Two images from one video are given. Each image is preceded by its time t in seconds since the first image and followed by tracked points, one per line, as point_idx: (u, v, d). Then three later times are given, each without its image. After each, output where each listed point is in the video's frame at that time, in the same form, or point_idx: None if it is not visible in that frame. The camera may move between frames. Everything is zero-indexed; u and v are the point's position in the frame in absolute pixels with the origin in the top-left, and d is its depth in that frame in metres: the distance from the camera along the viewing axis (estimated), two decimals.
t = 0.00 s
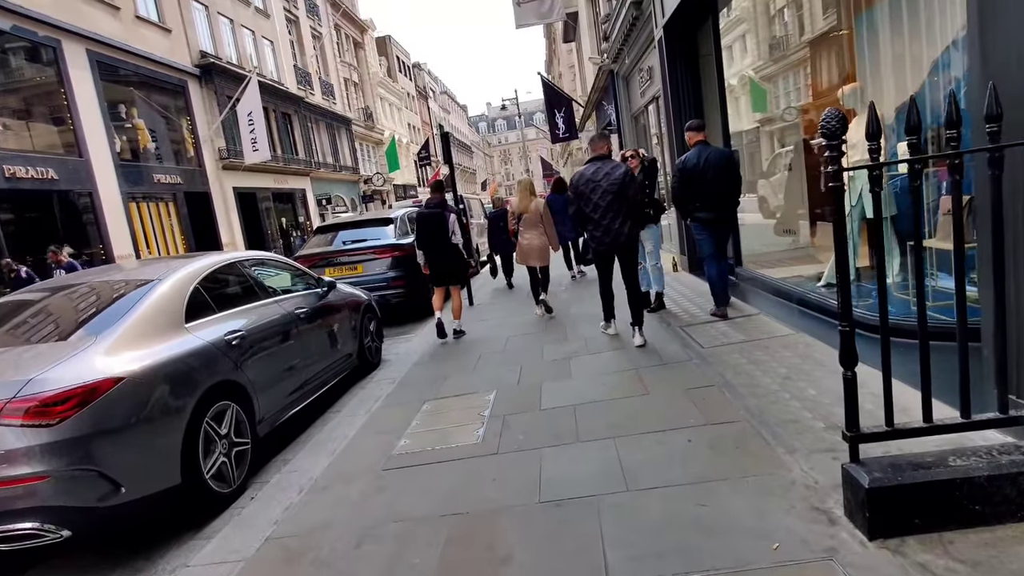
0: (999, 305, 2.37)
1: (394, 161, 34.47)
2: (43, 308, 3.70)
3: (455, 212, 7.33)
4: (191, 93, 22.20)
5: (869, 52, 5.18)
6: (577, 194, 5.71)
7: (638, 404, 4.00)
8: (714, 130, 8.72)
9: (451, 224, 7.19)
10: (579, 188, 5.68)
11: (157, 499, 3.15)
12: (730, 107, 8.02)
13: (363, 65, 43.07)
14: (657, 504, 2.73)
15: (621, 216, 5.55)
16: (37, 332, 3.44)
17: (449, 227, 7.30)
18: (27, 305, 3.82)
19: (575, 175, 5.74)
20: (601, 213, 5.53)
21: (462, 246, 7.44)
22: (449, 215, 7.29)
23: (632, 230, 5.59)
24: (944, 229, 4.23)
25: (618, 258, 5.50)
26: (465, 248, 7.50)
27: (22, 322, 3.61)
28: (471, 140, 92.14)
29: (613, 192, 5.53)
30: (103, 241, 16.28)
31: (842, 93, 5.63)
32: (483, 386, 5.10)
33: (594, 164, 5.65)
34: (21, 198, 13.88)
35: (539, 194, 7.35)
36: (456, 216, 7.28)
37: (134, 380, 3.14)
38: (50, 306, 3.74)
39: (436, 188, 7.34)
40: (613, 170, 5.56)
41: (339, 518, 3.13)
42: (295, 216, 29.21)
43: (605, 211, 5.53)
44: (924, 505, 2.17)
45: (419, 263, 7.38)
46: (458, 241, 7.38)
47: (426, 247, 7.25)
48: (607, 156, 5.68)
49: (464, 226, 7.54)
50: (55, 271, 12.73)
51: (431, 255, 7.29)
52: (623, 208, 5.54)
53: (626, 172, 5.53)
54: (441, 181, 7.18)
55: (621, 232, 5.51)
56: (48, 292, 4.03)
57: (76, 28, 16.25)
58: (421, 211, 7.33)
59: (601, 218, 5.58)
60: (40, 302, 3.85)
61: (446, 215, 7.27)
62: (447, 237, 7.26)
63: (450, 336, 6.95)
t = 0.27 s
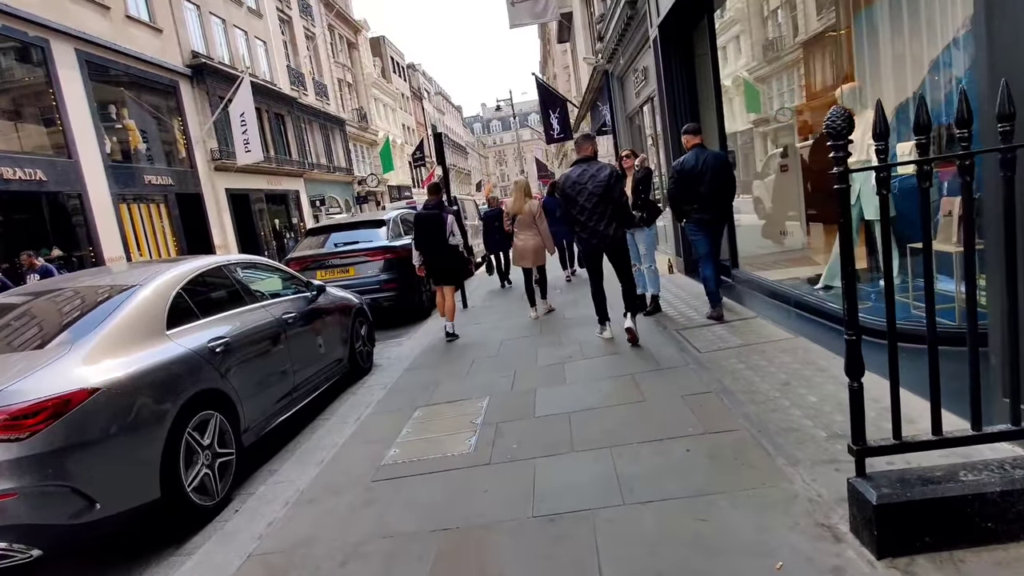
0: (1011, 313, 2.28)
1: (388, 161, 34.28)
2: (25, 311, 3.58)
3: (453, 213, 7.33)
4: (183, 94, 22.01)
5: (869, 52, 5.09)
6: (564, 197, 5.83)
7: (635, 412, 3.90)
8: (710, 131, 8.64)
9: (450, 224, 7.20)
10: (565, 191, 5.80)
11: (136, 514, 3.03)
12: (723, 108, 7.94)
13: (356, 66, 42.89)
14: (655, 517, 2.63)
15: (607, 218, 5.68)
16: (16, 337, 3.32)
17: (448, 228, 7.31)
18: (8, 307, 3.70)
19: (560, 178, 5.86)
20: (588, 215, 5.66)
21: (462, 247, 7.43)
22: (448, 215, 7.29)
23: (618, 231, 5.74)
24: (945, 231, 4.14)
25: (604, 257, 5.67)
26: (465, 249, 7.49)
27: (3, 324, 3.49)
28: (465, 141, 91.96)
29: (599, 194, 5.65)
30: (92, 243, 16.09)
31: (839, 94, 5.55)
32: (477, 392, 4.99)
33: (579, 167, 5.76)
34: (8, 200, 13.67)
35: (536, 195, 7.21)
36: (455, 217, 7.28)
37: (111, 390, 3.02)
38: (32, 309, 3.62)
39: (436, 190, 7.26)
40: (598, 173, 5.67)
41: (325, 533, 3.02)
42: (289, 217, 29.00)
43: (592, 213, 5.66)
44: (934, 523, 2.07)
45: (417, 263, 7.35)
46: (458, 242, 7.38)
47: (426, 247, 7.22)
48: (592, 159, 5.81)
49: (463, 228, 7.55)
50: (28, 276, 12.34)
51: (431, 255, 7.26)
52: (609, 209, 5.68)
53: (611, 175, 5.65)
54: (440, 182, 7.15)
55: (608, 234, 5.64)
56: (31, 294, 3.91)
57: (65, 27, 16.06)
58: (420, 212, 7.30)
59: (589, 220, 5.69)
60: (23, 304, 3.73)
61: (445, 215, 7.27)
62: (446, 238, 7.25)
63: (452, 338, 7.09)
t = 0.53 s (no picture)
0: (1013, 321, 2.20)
1: (376, 164, 34.06)
2: None
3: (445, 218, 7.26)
4: (167, 96, 21.74)
5: (859, 53, 5.05)
6: (548, 200, 5.74)
7: (625, 421, 3.81)
8: (699, 134, 8.60)
9: (441, 230, 7.14)
10: (549, 194, 5.71)
11: (107, 535, 2.90)
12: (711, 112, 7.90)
13: (344, 68, 42.66)
14: (648, 533, 2.55)
15: (593, 220, 5.63)
16: None
17: (439, 233, 7.25)
18: None
19: (544, 181, 5.76)
20: (573, 218, 5.59)
21: (455, 251, 7.38)
22: (440, 221, 7.22)
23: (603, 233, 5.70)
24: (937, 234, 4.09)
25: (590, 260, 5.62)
26: (457, 253, 7.45)
27: None
28: (454, 143, 91.80)
29: (584, 197, 5.59)
30: (74, 248, 15.81)
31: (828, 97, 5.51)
32: (464, 400, 4.88)
33: (563, 169, 5.69)
34: None
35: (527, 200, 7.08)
36: (447, 223, 7.21)
37: (80, 406, 2.88)
38: (7, 318, 3.49)
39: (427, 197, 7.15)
40: (583, 175, 5.60)
41: (305, 552, 2.90)
42: (275, 220, 28.73)
43: (577, 215, 5.60)
44: (936, 541, 1.99)
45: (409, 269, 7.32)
46: (450, 247, 7.32)
47: (419, 253, 7.16)
48: (575, 161, 5.75)
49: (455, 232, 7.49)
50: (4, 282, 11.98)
51: (424, 262, 7.21)
52: (594, 212, 5.62)
53: (596, 177, 5.59)
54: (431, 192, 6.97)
55: (593, 236, 5.59)
56: (5, 303, 3.76)
57: (45, 29, 15.79)
58: (412, 219, 7.22)
59: (574, 222, 5.62)
60: None
61: (436, 221, 7.20)
62: (438, 244, 7.19)
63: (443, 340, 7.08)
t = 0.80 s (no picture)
0: None
1: (376, 162, 33.95)
2: None
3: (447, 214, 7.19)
4: (165, 94, 21.64)
5: (864, 50, 4.96)
6: (548, 199, 5.65)
7: (627, 424, 3.73)
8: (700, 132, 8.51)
9: (444, 227, 7.07)
10: (549, 192, 5.61)
11: (93, 541, 2.83)
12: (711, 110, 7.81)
13: (343, 66, 42.52)
14: (650, 543, 2.47)
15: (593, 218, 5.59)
16: None
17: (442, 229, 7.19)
18: None
19: (542, 180, 5.65)
20: (574, 216, 5.53)
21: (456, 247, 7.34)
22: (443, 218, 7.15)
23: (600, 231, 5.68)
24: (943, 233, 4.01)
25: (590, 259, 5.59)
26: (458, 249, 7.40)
27: None
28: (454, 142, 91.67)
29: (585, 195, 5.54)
30: (71, 247, 15.73)
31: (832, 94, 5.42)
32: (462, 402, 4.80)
33: (562, 168, 5.61)
34: None
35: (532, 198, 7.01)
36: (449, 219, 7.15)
37: (65, 410, 2.80)
38: None
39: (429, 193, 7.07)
40: (582, 174, 5.54)
41: (297, 560, 2.82)
42: (275, 218, 28.65)
43: (578, 214, 5.54)
44: (951, 554, 1.91)
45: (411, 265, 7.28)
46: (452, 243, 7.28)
47: (421, 249, 7.09)
48: (573, 160, 5.70)
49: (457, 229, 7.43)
50: None
51: (426, 258, 7.16)
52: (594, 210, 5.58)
53: (596, 176, 5.53)
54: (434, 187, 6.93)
55: (593, 234, 5.56)
56: None
57: (42, 26, 15.69)
58: (415, 215, 7.14)
59: (574, 221, 5.55)
60: None
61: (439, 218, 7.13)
62: (440, 240, 7.12)
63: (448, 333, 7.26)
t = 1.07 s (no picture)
0: None
1: (373, 160, 33.79)
2: None
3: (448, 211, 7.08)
4: (160, 90, 21.45)
5: (868, 46, 4.87)
6: (550, 197, 5.58)
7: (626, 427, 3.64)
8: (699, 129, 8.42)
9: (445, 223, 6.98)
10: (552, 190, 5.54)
11: (73, 550, 2.72)
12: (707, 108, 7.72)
13: (340, 63, 42.29)
14: (651, 552, 2.38)
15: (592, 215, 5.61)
16: None
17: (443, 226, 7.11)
18: None
19: (542, 178, 5.56)
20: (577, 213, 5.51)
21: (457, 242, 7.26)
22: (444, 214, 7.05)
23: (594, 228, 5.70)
24: (946, 231, 3.93)
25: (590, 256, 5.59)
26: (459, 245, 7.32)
27: None
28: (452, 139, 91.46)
29: (586, 192, 5.54)
30: (64, 245, 15.58)
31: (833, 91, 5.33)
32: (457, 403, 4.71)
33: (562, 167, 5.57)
34: None
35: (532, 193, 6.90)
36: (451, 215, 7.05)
37: (44, 414, 2.70)
38: None
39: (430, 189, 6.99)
40: (583, 172, 5.53)
41: (285, 569, 2.73)
42: (271, 216, 28.48)
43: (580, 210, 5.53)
44: (967, 568, 1.82)
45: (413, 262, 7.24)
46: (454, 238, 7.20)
47: (423, 245, 7.00)
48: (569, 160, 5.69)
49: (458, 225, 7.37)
50: None
51: (427, 254, 7.06)
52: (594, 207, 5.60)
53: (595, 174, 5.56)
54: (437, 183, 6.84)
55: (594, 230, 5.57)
56: None
57: (34, 21, 15.50)
58: (417, 210, 7.06)
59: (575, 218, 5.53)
60: None
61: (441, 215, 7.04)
62: (441, 236, 7.02)
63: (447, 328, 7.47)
